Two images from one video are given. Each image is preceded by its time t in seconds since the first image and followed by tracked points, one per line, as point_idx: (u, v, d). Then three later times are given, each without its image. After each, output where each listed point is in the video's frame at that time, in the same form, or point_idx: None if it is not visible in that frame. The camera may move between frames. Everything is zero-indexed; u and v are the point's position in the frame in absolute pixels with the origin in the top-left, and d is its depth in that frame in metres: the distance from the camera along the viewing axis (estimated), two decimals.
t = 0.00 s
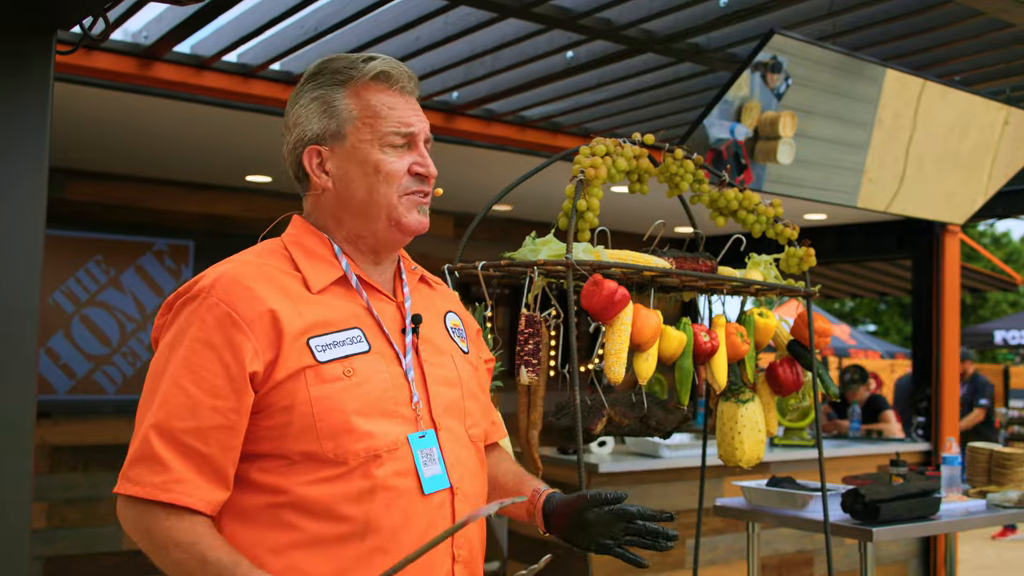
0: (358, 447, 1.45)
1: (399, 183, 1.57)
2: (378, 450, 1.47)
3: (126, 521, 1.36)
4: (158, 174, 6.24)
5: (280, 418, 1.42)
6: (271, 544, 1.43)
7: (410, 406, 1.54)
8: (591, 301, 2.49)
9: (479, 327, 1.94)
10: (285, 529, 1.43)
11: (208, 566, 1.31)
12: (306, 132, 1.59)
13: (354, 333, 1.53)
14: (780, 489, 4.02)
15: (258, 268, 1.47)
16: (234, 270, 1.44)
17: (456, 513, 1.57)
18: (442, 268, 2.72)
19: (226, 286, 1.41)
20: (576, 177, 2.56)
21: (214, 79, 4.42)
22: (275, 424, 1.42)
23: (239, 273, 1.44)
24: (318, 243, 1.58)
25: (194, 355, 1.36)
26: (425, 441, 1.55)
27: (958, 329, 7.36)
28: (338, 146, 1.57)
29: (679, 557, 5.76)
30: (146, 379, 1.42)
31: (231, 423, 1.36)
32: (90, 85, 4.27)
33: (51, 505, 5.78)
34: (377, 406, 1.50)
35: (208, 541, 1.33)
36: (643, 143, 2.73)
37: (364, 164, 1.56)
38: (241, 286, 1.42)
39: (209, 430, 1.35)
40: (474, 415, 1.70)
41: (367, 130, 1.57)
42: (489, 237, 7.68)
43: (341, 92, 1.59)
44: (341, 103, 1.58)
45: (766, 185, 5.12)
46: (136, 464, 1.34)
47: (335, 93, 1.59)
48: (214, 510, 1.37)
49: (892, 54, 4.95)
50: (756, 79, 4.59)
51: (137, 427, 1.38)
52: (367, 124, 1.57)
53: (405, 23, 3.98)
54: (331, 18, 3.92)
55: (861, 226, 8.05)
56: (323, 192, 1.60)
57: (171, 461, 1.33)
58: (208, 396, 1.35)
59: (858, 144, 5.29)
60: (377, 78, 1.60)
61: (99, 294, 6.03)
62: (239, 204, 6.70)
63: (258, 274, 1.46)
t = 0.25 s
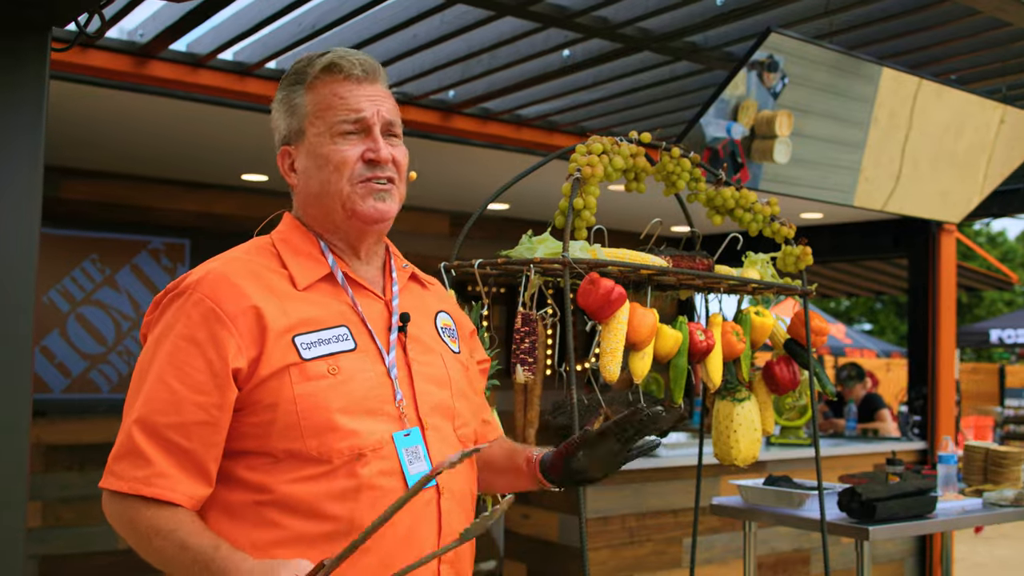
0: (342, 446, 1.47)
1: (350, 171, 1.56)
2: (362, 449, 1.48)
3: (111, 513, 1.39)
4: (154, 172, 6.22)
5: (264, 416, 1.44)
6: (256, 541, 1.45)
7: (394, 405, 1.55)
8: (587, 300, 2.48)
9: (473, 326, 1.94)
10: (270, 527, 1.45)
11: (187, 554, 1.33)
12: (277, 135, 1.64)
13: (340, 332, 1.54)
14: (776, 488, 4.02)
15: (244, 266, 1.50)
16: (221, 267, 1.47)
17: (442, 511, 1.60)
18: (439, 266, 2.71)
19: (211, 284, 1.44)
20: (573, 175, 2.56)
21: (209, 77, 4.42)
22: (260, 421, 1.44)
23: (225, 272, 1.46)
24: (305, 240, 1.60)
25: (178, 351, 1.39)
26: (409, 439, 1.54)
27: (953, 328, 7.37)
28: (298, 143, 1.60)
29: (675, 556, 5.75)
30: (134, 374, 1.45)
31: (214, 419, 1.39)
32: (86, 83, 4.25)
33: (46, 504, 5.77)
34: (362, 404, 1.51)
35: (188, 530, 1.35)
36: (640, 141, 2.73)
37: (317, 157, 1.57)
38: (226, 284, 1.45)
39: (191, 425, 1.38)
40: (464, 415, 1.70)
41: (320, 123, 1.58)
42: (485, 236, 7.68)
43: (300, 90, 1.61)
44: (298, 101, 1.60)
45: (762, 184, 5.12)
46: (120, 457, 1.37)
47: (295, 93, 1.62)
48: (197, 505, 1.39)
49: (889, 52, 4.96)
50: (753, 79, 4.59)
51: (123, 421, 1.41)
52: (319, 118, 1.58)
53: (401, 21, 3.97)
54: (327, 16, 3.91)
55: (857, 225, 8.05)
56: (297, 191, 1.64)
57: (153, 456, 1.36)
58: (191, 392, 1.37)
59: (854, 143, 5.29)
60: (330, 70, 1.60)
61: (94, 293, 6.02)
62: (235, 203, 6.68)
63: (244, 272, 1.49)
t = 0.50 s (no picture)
0: (319, 446, 1.47)
1: (346, 199, 1.54)
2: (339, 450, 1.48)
3: (86, 514, 1.38)
4: (150, 172, 6.21)
5: (240, 417, 1.44)
6: (236, 543, 1.45)
7: (370, 407, 1.54)
8: (586, 298, 2.48)
9: (459, 325, 1.94)
10: (247, 528, 1.45)
11: (156, 551, 1.31)
12: (285, 127, 1.60)
13: (317, 334, 1.54)
14: (773, 487, 4.02)
15: (222, 268, 1.50)
16: (199, 270, 1.47)
17: (421, 513, 1.60)
18: (436, 265, 2.70)
19: (189, 286, 1.44)
20: (570, 175, 2.56)
21: (205, 76, 4.40)
22: (237, 422, 1.44)
23: (203, 273, 1.47)
24: (285, 243, 1.59)
25: (155, 352, 1.39)
26: (388, 442, 1.56)
27: (949, 327, 7.38)
28: (304, 149, 1.57)
29: (672, 555, 5.75)
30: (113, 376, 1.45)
31: (189, 420, 1.38)
32: (81, 82, 4.24)
33: (41, 504, 5.76)
34: (339, 406, 1.51)
35: (159, 528, 1.34)
36: (637, 140, 2.72)
37: (319, 172, 1.54)
38: (204, 286, 1.45)
39: (167, 426, 1.37)
40: (447, 417, 1.71)
41: (331, 139, 1.54)
42: (482, 235, 7.67)
43: (320, 95, 1.57)
44: (316, 107, 1.56)
45: (759, 184, 5.11)
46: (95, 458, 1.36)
47: (315, 95, 1.57)
48: (173, 507, 1.39)
49: (886, 52, 4.96)
50: (749, 78, 4.59)
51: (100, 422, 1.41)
52: (331, 132, 1.54)
53: (398, 20, 3.96)
54: (324, 14, 3.90)
55: (854, 225, 8.06)
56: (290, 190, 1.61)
57: (129, 456, 1.36)
58: (167, 392, 1.37)
59: (850, 142, 5.30)
60: (355, 88, 1.56)
61: (90, 292, 6.00)
62: (231, 202, 6.67)
63: (222, 274, 1.49)
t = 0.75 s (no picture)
0: (308, 446, 1.47)
1: (383, 226, 1.56)
2: (327, 449, 1.49)
3: (76, 512, 1.39)
4: (147, 171, 6.21)
5: (230, 418, 1.44)
6: (226, 540, 1.46)
7: (361, 407, 1.55)
8: (582, 299, 2.48)
9: (447, 328, 1.94)
10: (237, 525, 1.46)
11: (145, 561, 1.34)
12: (312, 139, 1.55)
13: (307, 336, 1.54)
14: (770, 487, 4.02)
15: (214, 269, 1.50)
16: (192, 271, 1.47)
17: (409, 513, 1.60)
18: (433, 267, 2.73)
19: (180, 288, 1.44)
20: (567, 175, 2.56)
21: (203, 76, 4.40)
22: (226, 423, 1.44)
23: (195, 275, 1.46)
24: (279, 247, 1.60)
25: (147, 354, 1.39)
26: (377, 443, 1.56)
27: (946, 327, 7.39)
28: (338, 167, 1.54)
29: (670, 555, 5.76)
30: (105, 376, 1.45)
31: (180, 421, 1.39)
32: (78, 81, 4.23)
33: (38, 503, 5.75)
34: (329, 407, 1.51)
35: (148, 536, 1.36)
36: (634, 140, 2.73)
37: (358, 196, 1.54)
38: (196, 288, 1.45)
39: (158, 427, 1.38)
40: (437, 419, 1.70)
41: (373, 166, 1.54)
42: (479, 235, 7.68)
43: (360, 117, 1.55)
44: (356, 128, 1.54)
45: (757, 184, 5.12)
46: (86, 457, 1.37)
47: (353, 116, 1.55)
48: (163, 506, 1.39)
49: (883, 52, 4.96)
50: (746, 78, 4.59)
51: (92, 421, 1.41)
52: (373, 158, 1.54)
53: (396, 20, 3.96)
54: (322, 14, 3.90)
55: (851, 225, 8.07)
56: (308, 202, 1.57)
57: (120, 456, 1.36)
58: (158, 394, 1.37)
59: (847, 142, 5.30)
60: (399, 118, 1.57)
61: (87, 292, 5.98)
62: (229, 202, 6.67)
63: (214, 276, 1.49)
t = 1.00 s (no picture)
0: (304, 431, 1.49)
1: (381, 222, 1.58)
2: (323, 434, 1.50)
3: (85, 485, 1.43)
4: (144, 171, 6.20)
5: (233, 399, 1.48)
6: (224, 523, 1.48)
7: (360, 398, 1.57)
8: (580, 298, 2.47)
9: (450, 325, 1.93)
10: (236, 508, 1.48)
11: (153, 537, 1.36)
12: (326, 134, 1.59)
13: (310, 325, 1.56)
14: (767, 486, 4.02)
15: (225, 255, 1.55)
16: (204, 258, 1.51)
17: (404, 503, 1.60)
18: (431, 266, 2.73)
19: (192, 272, 1.48)
20: (565, 174, 2.56)
21: (200, 76, 4.39)
22: (229, 403, 1.48)
23: (205, 260, 1.51)
24: (288, 241, 1.63)
25: (157, 333, 1.43)
26: (374, 434, 1.56)
27: (943, 326, 7.40)
28: (346, 162, 1.58)
29: (667, 554, 5.76)
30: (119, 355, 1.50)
31: (186, 399, 1.42)
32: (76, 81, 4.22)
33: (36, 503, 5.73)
34: (328, 395, 1.53)
35: (154, 513, 1.38)
36: (631, 140, 2.73)
37: (361, 190, 1.57)
38: (206, 272, 1.49)
39: (164, 403, 1.41)
40: (436, 415, 1.70)
41: (378, 162, 1.57)
42: (477, 234, 7.67)
43: (372, 117, 1.60)
44: (367, 127, 1.59)
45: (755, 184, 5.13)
46: (96, 430, 1.41)
47: (366, 116, 1.60)
48: (166, 481, 1.43)
49: (880, 51, 4.96)
50: (744, 77, 4.59)
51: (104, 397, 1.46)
52: (378, 156, 1.58)
53: (393, 19, 3.96)
54: (319, 14, 3.89)
55: (848, 224, 8.07)
56: (317, 195, 1.60)
57: (127, 430, 1.40)
58: (166, 371, 1.42)
59: (845, 141, 5.31)
60: (409, 123, 1.61)
61: (85, 291, 5.98)
62: (226, 201, 6.66)
63: (224, 262, 1.53)
